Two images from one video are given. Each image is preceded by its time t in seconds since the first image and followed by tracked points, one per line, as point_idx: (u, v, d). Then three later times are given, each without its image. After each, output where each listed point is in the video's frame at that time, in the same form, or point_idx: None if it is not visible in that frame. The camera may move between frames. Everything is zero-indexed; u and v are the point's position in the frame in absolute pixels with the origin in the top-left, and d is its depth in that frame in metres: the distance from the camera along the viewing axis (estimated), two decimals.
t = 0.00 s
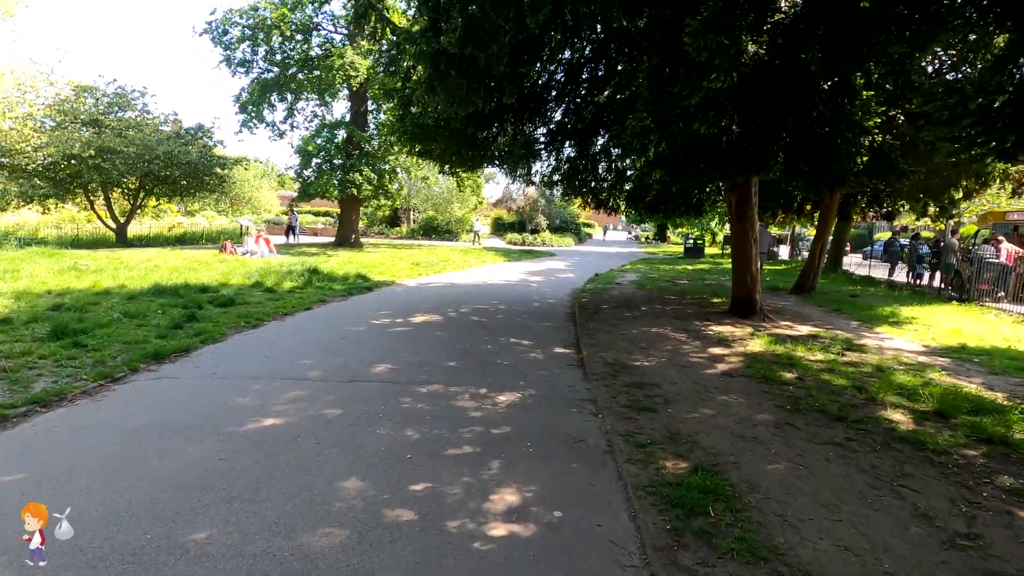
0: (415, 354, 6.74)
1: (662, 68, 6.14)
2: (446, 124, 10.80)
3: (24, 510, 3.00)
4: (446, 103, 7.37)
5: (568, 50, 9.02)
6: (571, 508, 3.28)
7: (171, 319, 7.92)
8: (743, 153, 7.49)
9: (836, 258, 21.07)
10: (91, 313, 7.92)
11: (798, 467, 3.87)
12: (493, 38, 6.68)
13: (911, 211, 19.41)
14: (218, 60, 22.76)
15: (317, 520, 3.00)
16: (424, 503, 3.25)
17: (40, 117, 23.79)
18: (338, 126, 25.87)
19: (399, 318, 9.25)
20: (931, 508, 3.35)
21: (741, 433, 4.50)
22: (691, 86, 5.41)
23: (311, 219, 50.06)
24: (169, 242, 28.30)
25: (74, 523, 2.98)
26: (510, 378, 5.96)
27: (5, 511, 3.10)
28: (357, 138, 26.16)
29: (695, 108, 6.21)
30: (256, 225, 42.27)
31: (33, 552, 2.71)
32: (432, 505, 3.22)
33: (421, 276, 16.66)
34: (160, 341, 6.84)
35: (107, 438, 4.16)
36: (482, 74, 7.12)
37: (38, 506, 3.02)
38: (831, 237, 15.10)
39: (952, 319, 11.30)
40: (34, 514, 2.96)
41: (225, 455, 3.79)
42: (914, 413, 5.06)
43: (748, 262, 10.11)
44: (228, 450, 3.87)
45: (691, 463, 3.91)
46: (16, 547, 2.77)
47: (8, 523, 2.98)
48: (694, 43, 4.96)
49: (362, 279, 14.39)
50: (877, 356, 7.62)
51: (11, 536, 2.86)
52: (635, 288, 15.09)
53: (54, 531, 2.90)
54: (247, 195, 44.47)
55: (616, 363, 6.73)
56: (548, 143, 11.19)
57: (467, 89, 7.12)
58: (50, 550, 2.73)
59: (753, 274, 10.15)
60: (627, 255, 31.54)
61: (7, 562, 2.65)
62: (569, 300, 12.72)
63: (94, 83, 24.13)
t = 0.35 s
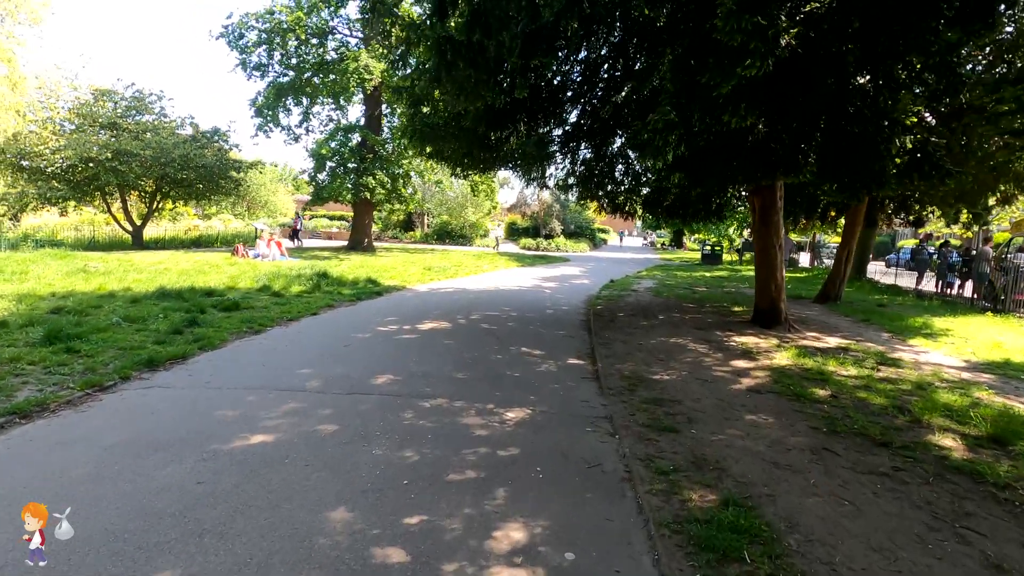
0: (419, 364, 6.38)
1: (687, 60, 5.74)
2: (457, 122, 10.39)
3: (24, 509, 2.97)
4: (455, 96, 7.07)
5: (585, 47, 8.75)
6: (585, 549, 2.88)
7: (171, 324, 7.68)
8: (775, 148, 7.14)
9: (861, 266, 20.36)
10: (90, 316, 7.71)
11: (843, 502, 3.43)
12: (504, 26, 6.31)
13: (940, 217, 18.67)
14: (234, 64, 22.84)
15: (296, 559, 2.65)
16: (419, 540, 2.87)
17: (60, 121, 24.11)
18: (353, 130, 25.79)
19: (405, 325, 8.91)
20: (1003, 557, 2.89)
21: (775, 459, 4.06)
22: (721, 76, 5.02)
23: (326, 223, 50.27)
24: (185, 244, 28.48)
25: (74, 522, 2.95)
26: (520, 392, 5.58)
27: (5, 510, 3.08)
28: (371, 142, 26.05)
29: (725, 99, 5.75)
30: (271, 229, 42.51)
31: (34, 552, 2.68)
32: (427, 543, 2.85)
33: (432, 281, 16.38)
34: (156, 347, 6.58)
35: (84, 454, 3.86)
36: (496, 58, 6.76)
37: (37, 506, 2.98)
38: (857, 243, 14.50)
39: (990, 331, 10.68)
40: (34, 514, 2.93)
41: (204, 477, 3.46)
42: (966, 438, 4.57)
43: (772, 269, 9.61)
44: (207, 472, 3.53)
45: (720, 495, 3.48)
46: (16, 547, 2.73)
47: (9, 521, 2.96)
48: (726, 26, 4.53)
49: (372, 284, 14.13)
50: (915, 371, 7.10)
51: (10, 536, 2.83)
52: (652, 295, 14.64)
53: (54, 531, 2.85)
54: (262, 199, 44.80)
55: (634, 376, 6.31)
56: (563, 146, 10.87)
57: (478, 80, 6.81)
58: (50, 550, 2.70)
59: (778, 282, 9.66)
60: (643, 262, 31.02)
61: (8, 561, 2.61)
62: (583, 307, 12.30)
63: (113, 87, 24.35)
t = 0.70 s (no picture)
0: (412, 383, 5.93)
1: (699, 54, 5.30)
2: (451, 124, 9.71)
3: (24, 510, 3.09)
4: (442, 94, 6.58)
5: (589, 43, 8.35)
6: None
7: (152, 338, 7.28)
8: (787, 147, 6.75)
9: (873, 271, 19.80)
10: (67, 330, 7.33)
11: (886, 557, 2.98)
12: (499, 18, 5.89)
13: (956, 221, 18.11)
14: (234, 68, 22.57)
15: None
16: None
17: (60, 126, 23.93)
18: (354, 134, 25.45)
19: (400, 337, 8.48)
20: None
21: (802, 500, 3.61)
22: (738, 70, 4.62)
23: (330, 227, 50.05)
24: (185, 250, 28.21)
25: (72, 523, 3.08)
26: (518, 416, 5.14)
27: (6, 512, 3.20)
28: (372, 146, 25.71)
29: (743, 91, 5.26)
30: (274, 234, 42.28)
31: (34, 552, 2.80)
32: None
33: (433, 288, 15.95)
34: (131, 364, 6.18)
35: (24, 494, 3.45)
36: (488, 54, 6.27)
37: (38, 507, 3.11)
38: (871, 249, 13.97)
39: (1015, 342, 10.15)
40: (34, 514, 3.05)
41: (151, 528, 3.04)
42: (1014, 473, 4.10)
43: (787, 277, 9.12)
44: (159, 518, 3.14)
45: (742, 547, 3.04)
46: (18, 548, 2.86)
47: (12, 522, 3.10)
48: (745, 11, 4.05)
49: (370, 292, 13.71)
50: (943, 388, 6.61)
51: (11, 535, 2.95)
52: (658, 303, 14.15)
53: (54, 531, 2.99)
54: (265, 204, 44.59)
55: (641, 396, 5.86)
56: (565, 149, 10.45)
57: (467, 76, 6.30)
58: (50, 550, 2.82)
59: (792, 291, 9.14)
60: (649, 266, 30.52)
61: (9, 561, 2.74)
62: (587, 316, 11.84)
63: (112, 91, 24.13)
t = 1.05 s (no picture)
0: (404, 388, 5.48)
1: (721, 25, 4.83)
2: (446, 109, 9.16)
3: (24, 509, 2.94)
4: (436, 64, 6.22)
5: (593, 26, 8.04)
6: None
7: (128, 339, 6.81)
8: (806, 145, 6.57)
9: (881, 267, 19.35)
10: (37, 331, 6.86)
11: None
12: None
13: (968, 215, 17.64)
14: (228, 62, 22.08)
15: None
16: None
17: (50, 121, 23.45)
18: (351, 129, 24.95)
19: (393, 337, 8.03)
20: None
21: (845, 524, 3.16)
22: (769, 34, 4.25)
23: (328, 224, 49.56)
24: (180, 248, 27.72)
25: (73, 523, 2.95)
26: (519, 423, 4.69)
27: (5, 512, 3.05)
28: (369, 141, 25.21)
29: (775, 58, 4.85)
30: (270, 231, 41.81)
31: (34, 552, 2.68)
32: None
33: (430, 285, 15.48)
34: (100, 368, 5.71)
35: None
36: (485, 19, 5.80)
37: (37, 506, 2.95)
38: (884, 242, 13.51)
39: None
40: (34, 513, 2.90)
41: (87, 568, 2.59)
42: None
43: (800, 273, 8.67)
44: (102, 553, 2.70)
45: None
46: (18, 547, 2.74)
47: (10, 523, 2.96)
48: None
49: (365, 289, 13.25)
50: (975, 390, 6.17)
51: (11, 535, 2.82)
52: (663, 300, 13.69)
53: (55, 531, 2.87)
54: (262, 201, 44.11)
55: (652, 401, 5.41)
56: (568, 139, 10.03)
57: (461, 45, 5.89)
58: (51, 550, 2.70)
59: (806, 286, 8.68)
60: (650, 263, 30.06)
61: (8, 561, 2.63)
62: (590, 314, 11.37)
63: (103, 85, 23.63)
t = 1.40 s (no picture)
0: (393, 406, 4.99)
1: None
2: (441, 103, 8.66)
3: (25, 509, 2.98)
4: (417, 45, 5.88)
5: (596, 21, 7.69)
6: None
7: (98, 350, 6.34)
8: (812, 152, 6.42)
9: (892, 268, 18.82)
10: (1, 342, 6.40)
11: None
12: None
13: (982, 213, 17.11)
14: (221, 58, 21.63)
15: None
16: None
17: (41, 120, 23.04)
18: (347, 126, 24.43)
19: (386, 345, 7.56)
20: None
21: None
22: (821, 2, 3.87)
23: (327, 224, 49.08)
24: (176, 249, 27.24)
25: (73, 524, 2.97)
26: (519, 448, 4.21)
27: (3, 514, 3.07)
28: (366, 139, 24.71)
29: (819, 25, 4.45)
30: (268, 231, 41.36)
31: (34, 552, 2.71)
32: None
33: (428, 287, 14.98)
34: (62, 384, 5.24)
35: None
36: None
37: (37, 507, 2.99)
38: (898, 242, 13.00)
39: None
40: (34, 514, 2.93)
41: None
42: None
43: (818, 276, 8.18)
44: None
45: None
46: (16, 547, 2.76)
47: (12, 523, 2.99)
48: None
49: (360, 292, 12.76)
50: (1014, 405, 5.69)
51: (11, 536, 2.85)
52: (669, 302, 13.20)
53: (55, 530, 2.89)
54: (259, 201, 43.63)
55: (665, 420, 4.92)
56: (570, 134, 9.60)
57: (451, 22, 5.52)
58: (51, 550, 2.73)
59: (824, 290, 8.20)
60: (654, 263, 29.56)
61: (8, 560, 2.65)
62: (593, 318, 10.88)
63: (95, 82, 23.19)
